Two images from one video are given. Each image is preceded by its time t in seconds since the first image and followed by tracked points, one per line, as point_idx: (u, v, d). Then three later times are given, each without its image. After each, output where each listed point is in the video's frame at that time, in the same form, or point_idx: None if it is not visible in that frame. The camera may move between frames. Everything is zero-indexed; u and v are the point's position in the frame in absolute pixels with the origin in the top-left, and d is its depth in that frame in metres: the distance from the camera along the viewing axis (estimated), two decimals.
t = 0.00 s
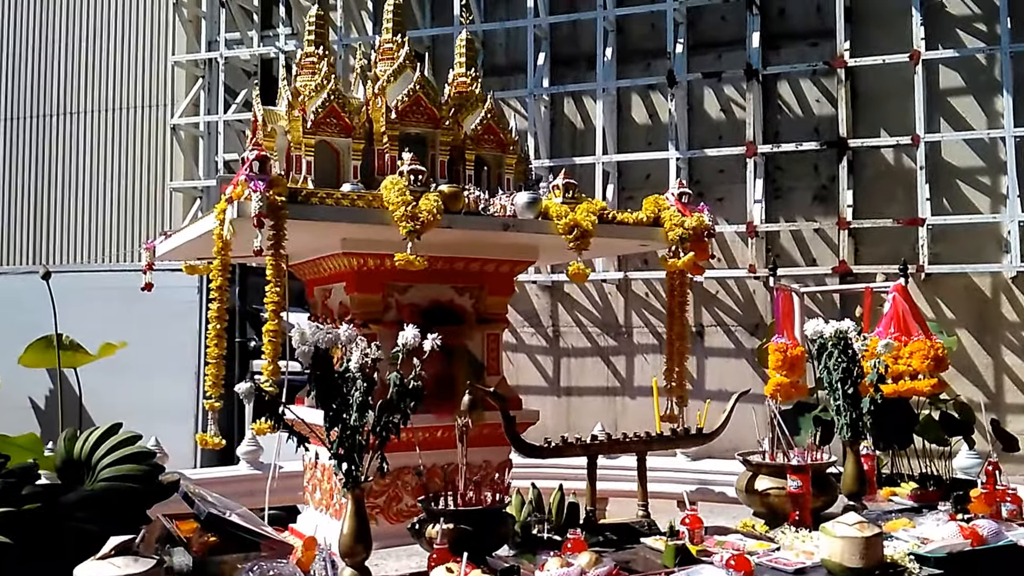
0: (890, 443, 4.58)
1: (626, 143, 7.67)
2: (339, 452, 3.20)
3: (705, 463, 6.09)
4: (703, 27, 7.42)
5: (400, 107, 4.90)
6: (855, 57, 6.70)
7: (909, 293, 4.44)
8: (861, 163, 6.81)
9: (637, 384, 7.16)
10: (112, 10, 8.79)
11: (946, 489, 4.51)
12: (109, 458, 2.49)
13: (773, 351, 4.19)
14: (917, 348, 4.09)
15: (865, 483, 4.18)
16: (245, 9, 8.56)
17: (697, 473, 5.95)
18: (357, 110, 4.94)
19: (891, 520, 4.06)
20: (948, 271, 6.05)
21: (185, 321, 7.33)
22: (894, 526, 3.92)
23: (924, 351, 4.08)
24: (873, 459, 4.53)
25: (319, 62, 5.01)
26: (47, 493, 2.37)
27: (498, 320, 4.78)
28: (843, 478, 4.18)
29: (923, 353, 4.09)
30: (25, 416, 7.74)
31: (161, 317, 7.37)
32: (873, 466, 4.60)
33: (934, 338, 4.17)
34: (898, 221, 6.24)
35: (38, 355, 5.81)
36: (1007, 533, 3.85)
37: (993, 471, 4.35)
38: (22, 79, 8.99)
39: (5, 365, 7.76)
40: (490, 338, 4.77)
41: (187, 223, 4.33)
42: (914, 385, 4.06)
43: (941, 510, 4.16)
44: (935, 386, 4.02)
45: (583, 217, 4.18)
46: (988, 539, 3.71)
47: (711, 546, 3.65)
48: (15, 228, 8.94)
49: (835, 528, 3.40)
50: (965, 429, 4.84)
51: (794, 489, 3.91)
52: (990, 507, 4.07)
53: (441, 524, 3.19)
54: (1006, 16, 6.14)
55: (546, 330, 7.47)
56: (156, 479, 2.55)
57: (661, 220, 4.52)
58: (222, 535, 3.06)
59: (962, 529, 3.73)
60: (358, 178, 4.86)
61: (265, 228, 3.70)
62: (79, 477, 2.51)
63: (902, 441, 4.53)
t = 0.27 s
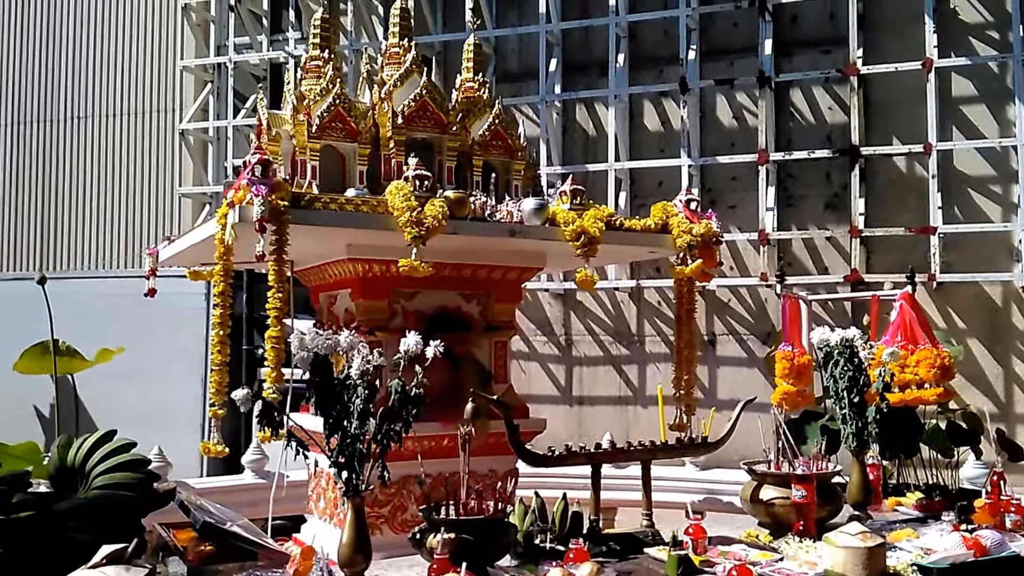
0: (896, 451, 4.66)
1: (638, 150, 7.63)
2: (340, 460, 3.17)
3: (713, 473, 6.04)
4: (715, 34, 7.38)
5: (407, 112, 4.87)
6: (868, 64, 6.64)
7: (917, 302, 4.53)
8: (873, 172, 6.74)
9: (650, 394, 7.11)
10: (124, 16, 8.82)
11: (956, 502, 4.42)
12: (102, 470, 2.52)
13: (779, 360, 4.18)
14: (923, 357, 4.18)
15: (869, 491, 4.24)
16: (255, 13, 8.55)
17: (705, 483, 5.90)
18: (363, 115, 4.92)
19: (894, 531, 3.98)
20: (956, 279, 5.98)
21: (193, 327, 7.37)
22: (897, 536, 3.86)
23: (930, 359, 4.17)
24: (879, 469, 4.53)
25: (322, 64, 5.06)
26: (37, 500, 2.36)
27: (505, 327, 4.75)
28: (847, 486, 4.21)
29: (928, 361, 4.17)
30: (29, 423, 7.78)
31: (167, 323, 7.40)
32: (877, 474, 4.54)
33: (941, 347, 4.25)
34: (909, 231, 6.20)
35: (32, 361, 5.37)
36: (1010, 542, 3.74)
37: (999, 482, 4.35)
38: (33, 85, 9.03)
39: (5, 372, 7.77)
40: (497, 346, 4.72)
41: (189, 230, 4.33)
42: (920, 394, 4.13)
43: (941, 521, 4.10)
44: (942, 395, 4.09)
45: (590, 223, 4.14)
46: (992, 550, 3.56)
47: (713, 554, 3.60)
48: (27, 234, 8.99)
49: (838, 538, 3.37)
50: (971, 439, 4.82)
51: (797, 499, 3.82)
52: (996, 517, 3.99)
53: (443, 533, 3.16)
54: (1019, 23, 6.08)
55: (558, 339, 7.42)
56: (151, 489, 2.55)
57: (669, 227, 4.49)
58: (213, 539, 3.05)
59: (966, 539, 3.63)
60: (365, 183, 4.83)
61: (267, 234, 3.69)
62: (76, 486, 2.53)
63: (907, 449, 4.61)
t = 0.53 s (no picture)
0: (898, 462, 4.67)
1: (652, 157, 7.66)
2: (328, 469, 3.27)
3: (718, 482, 6.05)
4: (731, 41, 7.40)
5: (412, 125, 4.91)
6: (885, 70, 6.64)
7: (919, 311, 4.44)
8: (891, 178, 6.74)
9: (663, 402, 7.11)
10: (154, 29, 9.02)
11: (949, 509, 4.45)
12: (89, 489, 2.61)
13: (779, 369, 4.17)
14: (924, 367, 4.09)
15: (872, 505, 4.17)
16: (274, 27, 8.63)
17: (710, 492, 5.91)
18: (369, 126, 4.97)
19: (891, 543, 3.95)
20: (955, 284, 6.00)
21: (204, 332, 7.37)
22: (892, 548, 3.83)
23: (933, 369, 4.08)
24: (877, 479, 4.51)
25: (333, 80, 5.07)
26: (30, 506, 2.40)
27: (505, 335, 4.81)
28: (846, 498, 4.11)
29: (930, 372, 4.08)
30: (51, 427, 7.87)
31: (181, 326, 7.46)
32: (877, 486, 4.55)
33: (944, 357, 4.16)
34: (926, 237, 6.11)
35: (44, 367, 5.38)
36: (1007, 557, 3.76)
37: (1001, 494, 4.30)
38: (66, 96, 9.26)
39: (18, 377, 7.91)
40: (497, 354, 4.79)
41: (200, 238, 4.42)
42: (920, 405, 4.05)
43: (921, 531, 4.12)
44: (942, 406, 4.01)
45: (587, 233, 4.17)
46: (987, 563, 3.62)
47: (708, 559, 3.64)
48: (57, 243, 9.22)
49: (827, 551, 3.41)
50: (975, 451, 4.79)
51: (790, 510, 3.83)
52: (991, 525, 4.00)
53: (427, 542, 3.21)
54: None
55: (571, 346, 7.50)
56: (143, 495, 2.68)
57: (668, 236, 4.51)
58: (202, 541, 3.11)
59: (959, 552, 3.65)
60: (369, 195, 4.88)
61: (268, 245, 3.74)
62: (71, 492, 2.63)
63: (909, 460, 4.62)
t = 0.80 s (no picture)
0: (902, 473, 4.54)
1: (671, 166, 7.69)
2: (314, 478, 3.25)
3: (732, 493, 6.05)
4: (748, 49, 7.41)
5: (411, 138, 4.98)
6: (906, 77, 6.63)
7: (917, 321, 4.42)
8: (916, 185, 6.72)
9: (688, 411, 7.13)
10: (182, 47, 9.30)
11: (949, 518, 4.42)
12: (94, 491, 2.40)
13: (777, 380, 4.12)
14: (924, 377, 4.06)
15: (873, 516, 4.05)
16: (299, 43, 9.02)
17: (722, 503, 5.91)
18: (371, 140, 5.04)
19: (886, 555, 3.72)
20: (941, 295, 6.22)
21: (207, 339, 7.51)
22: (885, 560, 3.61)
23: (932, 380, 4.05)
24: (878, 491, 4.14)
25: (334, 95, 5.14)
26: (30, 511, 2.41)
27: (507, 345, 4.85)
28: (845, 509, 3.94)
29: (930, 382, 4.06)
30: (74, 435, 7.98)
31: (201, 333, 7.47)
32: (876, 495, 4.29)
33: (944, 366, 4.13)
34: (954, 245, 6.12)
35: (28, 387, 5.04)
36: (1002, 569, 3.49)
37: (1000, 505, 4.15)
38: (100, 114, 9.56)
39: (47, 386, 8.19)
40: (499, 364, 4.84)
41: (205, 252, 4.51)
42: (922, 416, 4.01)
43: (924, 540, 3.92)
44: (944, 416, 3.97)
45: (582, 244, 4.21)
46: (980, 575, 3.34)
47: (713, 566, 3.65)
48: (89, 255, 9.47)
49: (810, 561, 3.33)
50: (983, 463, 4.68)
51: (782, 521, 3.68)
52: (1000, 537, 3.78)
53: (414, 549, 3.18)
54: None
55: (593, 355, 7.54)
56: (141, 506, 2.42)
57: (665, 246, 4.54)
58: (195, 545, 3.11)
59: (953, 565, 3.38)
60: (371, 208, 4.95)
61: (265, 257, 3.80)
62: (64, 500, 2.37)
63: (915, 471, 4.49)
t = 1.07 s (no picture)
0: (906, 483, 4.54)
1: (694, 169, 7.62)
2: (298, 488, 3.19)
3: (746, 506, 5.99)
4: (773, 47, 7.31)
5: (416, 142, 4.96)
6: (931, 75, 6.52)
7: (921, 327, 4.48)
8: (941, 187, 6.59)
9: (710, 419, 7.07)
10: (205, 52, 9.26)
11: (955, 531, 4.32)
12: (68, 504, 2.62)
13: (779, 389, 4.14)
14: (927, 386, 4.08)
15: (876, 529, 3.94)
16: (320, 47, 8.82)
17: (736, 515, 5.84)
18: (375, 144, 5.02)
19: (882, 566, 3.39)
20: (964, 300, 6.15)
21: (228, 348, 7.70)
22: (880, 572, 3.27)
23: (935, 388, 4.06)
24: (875, 502, 3.99)
25: (339, 98, 5.15)
26: (2, 523, 2.44)
27: (510, 354, 4.81)
28: (842, 519, 3.78)
29: (932, 390, 4.07)
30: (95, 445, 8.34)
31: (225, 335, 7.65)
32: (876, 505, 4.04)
33: (946, 374, 4.15)
34: (980, 248, 6.00)
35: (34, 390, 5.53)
36: None
37: (999, 518, 4.01)
38: (127, 116, 9.57)
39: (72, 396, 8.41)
40: (502, 372, 4.80)
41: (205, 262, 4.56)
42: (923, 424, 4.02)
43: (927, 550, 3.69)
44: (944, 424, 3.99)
45: (585, 249, 4.18)
46: None
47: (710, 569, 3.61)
48: (116, 257, 9.51)
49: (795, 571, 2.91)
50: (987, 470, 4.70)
51: (773, 532, 3.23)
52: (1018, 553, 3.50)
53: (395, 562, 2.79)
54: None
55: (615, 364, 7.50)
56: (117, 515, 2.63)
57: (668, 251, 4.51)
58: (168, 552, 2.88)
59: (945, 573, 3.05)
60: (375, 213, 4.92)
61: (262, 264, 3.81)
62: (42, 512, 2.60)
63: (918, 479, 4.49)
